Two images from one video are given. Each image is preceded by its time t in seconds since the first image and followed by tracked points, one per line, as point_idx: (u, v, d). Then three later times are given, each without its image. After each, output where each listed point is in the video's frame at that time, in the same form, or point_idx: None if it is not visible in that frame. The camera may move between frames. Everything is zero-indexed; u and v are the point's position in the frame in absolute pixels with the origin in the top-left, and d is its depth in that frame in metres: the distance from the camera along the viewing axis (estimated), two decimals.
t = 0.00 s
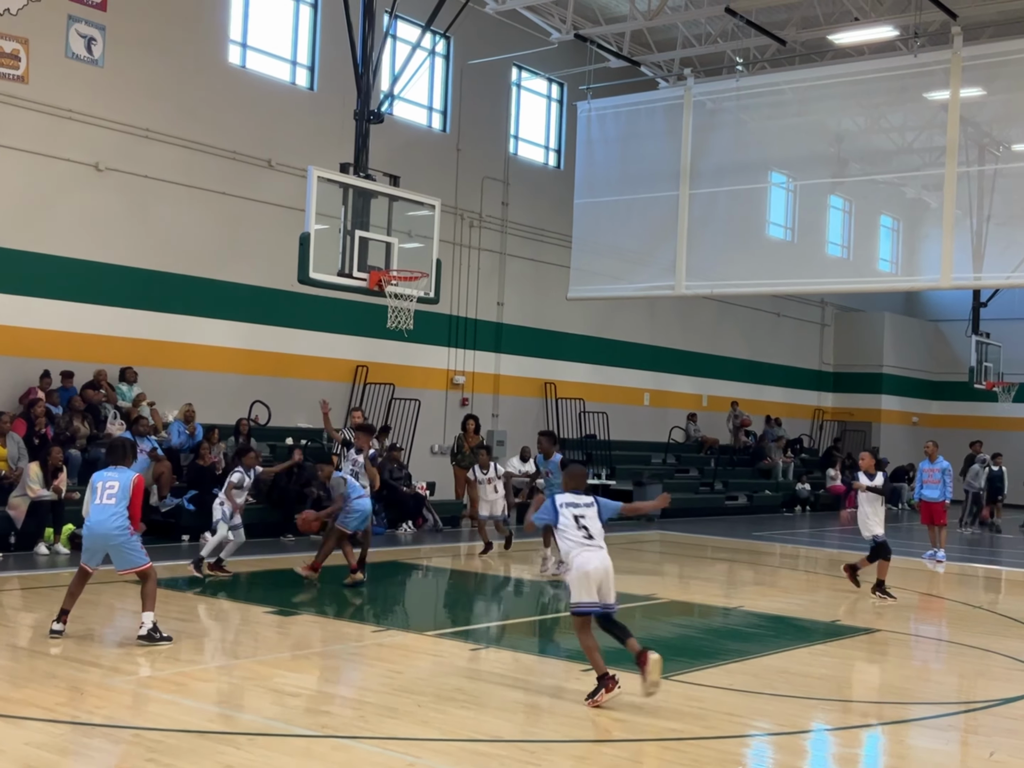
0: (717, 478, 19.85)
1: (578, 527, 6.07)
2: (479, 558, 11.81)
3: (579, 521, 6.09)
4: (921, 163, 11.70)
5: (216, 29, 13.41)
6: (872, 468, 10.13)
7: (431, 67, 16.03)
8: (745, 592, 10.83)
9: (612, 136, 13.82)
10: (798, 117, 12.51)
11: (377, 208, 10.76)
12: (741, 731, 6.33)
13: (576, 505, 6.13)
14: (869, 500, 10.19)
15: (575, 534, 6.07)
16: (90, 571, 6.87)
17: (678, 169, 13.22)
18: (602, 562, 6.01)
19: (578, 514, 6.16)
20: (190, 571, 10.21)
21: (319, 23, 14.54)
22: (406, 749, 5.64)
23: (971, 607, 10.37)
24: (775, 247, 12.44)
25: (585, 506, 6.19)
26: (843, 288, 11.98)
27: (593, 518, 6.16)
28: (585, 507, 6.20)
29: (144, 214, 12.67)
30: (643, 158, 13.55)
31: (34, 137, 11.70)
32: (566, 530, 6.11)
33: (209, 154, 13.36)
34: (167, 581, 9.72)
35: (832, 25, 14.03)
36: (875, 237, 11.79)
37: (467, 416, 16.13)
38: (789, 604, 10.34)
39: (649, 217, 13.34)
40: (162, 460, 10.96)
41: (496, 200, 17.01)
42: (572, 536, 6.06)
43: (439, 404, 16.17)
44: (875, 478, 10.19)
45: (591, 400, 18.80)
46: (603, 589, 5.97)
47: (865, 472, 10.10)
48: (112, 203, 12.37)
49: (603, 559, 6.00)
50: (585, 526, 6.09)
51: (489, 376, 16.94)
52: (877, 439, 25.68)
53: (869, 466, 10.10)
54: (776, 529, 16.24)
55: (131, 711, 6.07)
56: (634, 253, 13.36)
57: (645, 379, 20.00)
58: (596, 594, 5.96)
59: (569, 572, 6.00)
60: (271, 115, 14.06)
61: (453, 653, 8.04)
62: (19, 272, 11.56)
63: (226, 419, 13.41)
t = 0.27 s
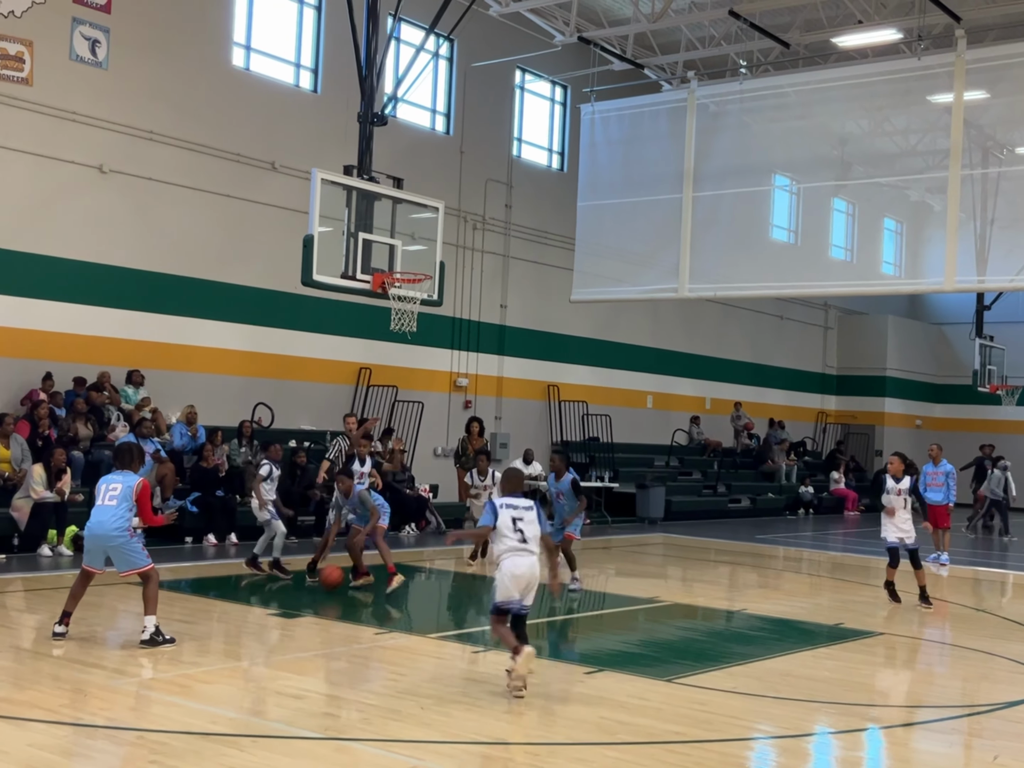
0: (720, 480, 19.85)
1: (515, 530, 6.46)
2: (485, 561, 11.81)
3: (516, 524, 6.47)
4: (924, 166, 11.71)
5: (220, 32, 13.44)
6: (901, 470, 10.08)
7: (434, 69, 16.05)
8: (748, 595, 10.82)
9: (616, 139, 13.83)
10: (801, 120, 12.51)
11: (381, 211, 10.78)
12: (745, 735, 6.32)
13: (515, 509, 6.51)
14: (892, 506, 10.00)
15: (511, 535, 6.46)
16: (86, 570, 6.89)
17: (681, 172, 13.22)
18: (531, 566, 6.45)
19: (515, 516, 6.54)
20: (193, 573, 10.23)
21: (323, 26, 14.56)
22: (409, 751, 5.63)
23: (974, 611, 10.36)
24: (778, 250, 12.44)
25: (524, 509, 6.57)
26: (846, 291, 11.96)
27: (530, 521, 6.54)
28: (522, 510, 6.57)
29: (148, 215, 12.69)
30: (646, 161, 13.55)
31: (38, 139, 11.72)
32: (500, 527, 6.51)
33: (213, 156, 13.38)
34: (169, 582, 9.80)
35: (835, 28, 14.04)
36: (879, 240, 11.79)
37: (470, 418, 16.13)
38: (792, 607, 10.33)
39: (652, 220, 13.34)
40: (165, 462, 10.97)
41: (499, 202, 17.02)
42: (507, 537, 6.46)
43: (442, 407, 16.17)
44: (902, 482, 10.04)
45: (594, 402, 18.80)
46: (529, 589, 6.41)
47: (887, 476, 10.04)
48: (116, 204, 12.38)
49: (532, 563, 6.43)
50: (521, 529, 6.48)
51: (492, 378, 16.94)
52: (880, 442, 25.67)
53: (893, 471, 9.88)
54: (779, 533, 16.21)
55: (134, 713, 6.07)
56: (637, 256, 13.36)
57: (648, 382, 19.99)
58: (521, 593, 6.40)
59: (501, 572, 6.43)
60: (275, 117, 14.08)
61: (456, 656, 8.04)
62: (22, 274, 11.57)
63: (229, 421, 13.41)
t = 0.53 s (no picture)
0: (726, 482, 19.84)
1: (441, 520, 6.76)
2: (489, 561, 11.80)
3: (441, 513, 6.77)
4: (931, 168, 11.70)
5: (226, 33, 13.45)
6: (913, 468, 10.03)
7: (440, 71, 16.06)
8: (754, 597, 10.82)
9: (621, 141, 13.83)
10: (807, 121, 12.50)
11: (386, 212, 10.78)
12: (750, 736, 6.31)
13: (441, 499, 6.80)
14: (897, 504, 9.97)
15: (436, 524, 6.75)
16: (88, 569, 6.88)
17: (687, 173, 13.22)
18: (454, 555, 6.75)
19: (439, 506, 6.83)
20: (198, 573, 10.24)
21: (328, 27, 14.58)
22: (414, 753, 5.63)
23: (980, 612, 10.35)
24: (784, 251, 12.44)
25: (447, 499, 6.88)
26: (852, 293, 11.96)
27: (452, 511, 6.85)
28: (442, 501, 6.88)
29: (154, 216, 12.71)
30: (652, 162, 13.55)
31: (43, 140, 11.74)
32: (426, 517, 6.76)
33: (219, 157, 13.39)
34: (174, 583, 9.81)
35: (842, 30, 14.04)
36: (885, 241, 11.79)
37: (475, 420, 16.14)
38: (797, 608, 10.33)
39: (658, 221, 13.34)
40: (172, 462, 11.06)
41: (504, 204, 17.02)
42: (434, 526, 6.74)
43: (447, 408, 16.18)
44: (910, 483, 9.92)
45: (599, 403, 18.79)
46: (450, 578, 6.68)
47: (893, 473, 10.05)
48: (121, 205, 12.40)
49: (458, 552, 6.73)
50: (445, 519, 6.78)
51: (497, 380, 16.94)
52: (886, 443, 25.66)
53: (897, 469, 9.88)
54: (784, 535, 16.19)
55: (140, 714, 6.08)
56: (643, 257, 13.36)
57: (654, 383, 19.99)
58: (441, 580, 6.66)
59: (426, 559, 6.67)
60: (281, 119, 14.10)
61: (462, 657, 8.04)
62: (28, 275, 11.59)
63: (234, 422, 13.42)
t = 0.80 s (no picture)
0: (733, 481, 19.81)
1: (343, 523, 7.17)
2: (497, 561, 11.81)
3: (343, 516, 7.17)
4: (939, 167, 11.67)
5: (234, 34, 13.48)
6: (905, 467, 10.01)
7: (447, 71, 16.07)
8: (762, 597, 10.81)
9: (629, 141, 13.82)
10: (815, 121, 12.48)
11: (393, 212, 10.79)
12: (757, 736, 6.31)
13: (342, 502, 7.17)
14: (886, 508, 9.95)
15: (340, 526, 7.19)
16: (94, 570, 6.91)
17: (694, 173, 13.21)
18: (362, 554, 7.17)
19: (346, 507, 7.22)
20: (206, 573, 10.27)
21: (336, 28, 14.60)
22: (422, 752, 5.64)
23: (989, 613, 10.33)
24: (792, 251, 12.42)
25: (358, 500, 7.20)
26: (860, 293, 11.94)
27: (361, 511, 7.20)
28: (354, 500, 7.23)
29: (162, 216, 12.73)
30: (660, 162, 13.54)
31: (52, 141, 11.76)
32: (333, 516, 7.22)
33: (227, 158, 13.41)
34: (182, 583, 9.83)
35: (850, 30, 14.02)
36: (893, 241, 11.77)
37: (482, 419, 16.14)
38: (805, 609, 10.32)
39: (666, 222, 13.33)
40: (179, 463, 11.10)
41: (512, 204, 17.03)
42: (337, 529, 7.18)
43: (454, 408, 16.18)
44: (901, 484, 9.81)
45: (606, 403, 18.79)
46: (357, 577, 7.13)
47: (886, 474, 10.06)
48: (130, 206, 12.43)
49: (362, 551, 7.15)
50: (350, 520, 7.17)
51: (505, 380, 16.94)
52: (894, 443, 25.62)
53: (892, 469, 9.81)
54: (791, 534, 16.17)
55: (149, 713, 6.09)
56: (651, 257, 13.35)
57: (661, 383, 19.98)
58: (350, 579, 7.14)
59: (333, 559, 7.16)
60: (288, 120, 14.12)
61: (470, 657, 8.05)
62: (37, 275, 11.62)
63: (242, 422, 13.45)
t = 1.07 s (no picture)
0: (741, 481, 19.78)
1: (240, 517, 7.26)
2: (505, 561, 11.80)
3: (239, 510, 7.26)
4: (947, 166, 11.64)
5: (242, 34, 13.49)
6: (900, 470, 10.17)
7: (455, 70, 16.07)
8: (770, 597, 10.79)
9: (636, 140, 13.81)
10: (824, 119, 12.46)
11: (401, 212, 10.78)
12: (765, 736, 6.30)
13: (235, 497, 7.26)
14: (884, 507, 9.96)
15: (237, 521, 7.27)
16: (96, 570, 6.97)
17: (702, 172, 13.19)
18: (264, 543, 7.31)
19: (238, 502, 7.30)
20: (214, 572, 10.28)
21: (343, 28, 14.60)
22: (430, 752, 5.64)
23: (998, 613, 10.30)
24: (800, 250, 12.40)
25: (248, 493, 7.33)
26: (868, 292, 11.92)
27: (253, 502, 7.32)
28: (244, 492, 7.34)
29: (169, 216, 12.75)
30: (667, 161, 13.52)
31: (59, 141, 11.78)
32: (227, 513, 7.27)
33: (234, 157, 13.42)
34: (190, 582, 9.83)
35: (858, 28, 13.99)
36: (901, 240, 11.75)
37: (489, 419, 16.15)
38: (814, 608, 10.30)
39: (673, 221, 13.31)
40: (187, 462, 11.16)
41: (519, 203, 17.02)
42: (234, 525, 7.26)
43: (462, 407, 16.19)
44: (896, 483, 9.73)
45: (614, 403, 18.77)
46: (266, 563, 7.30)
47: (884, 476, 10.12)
48: (137, 206, 12.45)
49: (265, 540, 7.29)
50: (244, 513, 7.27)
51: (512, 379, 16.94)
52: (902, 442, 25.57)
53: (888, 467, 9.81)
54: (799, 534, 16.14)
55: (157, 712, 6.10)
56: (659, 256, 13.34)
57: (669, 383, 19.96)
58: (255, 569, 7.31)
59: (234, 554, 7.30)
60: (296, 120, 14.13)
61: (477, 656, 8.04)
62: (44, 275, 11.64)
63: (250, 422, 13.46)
